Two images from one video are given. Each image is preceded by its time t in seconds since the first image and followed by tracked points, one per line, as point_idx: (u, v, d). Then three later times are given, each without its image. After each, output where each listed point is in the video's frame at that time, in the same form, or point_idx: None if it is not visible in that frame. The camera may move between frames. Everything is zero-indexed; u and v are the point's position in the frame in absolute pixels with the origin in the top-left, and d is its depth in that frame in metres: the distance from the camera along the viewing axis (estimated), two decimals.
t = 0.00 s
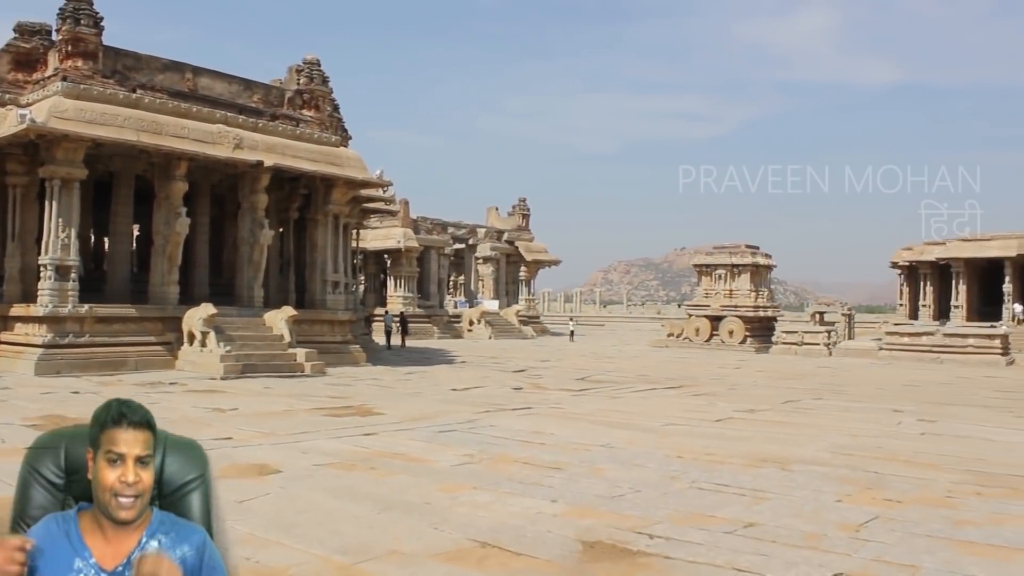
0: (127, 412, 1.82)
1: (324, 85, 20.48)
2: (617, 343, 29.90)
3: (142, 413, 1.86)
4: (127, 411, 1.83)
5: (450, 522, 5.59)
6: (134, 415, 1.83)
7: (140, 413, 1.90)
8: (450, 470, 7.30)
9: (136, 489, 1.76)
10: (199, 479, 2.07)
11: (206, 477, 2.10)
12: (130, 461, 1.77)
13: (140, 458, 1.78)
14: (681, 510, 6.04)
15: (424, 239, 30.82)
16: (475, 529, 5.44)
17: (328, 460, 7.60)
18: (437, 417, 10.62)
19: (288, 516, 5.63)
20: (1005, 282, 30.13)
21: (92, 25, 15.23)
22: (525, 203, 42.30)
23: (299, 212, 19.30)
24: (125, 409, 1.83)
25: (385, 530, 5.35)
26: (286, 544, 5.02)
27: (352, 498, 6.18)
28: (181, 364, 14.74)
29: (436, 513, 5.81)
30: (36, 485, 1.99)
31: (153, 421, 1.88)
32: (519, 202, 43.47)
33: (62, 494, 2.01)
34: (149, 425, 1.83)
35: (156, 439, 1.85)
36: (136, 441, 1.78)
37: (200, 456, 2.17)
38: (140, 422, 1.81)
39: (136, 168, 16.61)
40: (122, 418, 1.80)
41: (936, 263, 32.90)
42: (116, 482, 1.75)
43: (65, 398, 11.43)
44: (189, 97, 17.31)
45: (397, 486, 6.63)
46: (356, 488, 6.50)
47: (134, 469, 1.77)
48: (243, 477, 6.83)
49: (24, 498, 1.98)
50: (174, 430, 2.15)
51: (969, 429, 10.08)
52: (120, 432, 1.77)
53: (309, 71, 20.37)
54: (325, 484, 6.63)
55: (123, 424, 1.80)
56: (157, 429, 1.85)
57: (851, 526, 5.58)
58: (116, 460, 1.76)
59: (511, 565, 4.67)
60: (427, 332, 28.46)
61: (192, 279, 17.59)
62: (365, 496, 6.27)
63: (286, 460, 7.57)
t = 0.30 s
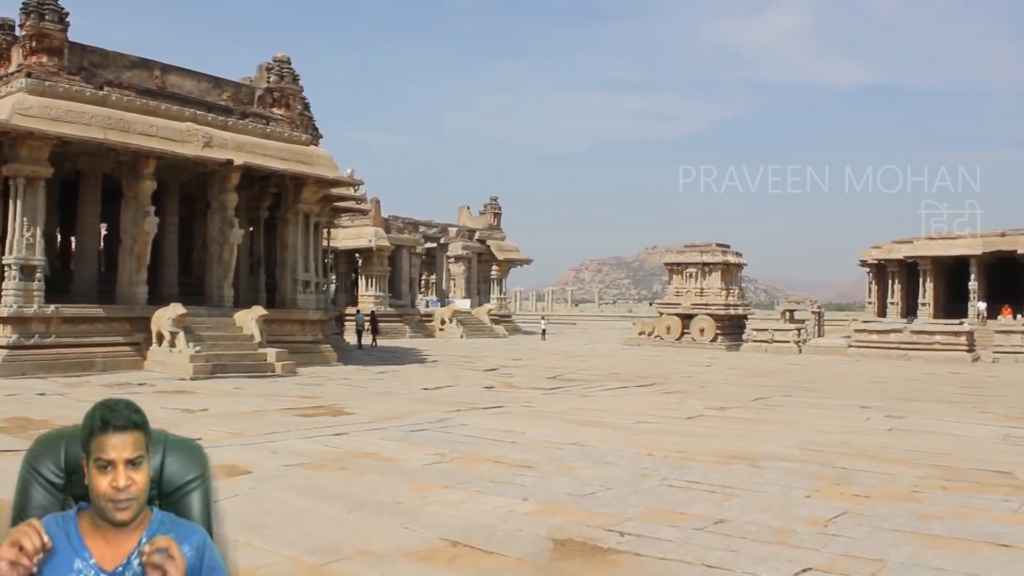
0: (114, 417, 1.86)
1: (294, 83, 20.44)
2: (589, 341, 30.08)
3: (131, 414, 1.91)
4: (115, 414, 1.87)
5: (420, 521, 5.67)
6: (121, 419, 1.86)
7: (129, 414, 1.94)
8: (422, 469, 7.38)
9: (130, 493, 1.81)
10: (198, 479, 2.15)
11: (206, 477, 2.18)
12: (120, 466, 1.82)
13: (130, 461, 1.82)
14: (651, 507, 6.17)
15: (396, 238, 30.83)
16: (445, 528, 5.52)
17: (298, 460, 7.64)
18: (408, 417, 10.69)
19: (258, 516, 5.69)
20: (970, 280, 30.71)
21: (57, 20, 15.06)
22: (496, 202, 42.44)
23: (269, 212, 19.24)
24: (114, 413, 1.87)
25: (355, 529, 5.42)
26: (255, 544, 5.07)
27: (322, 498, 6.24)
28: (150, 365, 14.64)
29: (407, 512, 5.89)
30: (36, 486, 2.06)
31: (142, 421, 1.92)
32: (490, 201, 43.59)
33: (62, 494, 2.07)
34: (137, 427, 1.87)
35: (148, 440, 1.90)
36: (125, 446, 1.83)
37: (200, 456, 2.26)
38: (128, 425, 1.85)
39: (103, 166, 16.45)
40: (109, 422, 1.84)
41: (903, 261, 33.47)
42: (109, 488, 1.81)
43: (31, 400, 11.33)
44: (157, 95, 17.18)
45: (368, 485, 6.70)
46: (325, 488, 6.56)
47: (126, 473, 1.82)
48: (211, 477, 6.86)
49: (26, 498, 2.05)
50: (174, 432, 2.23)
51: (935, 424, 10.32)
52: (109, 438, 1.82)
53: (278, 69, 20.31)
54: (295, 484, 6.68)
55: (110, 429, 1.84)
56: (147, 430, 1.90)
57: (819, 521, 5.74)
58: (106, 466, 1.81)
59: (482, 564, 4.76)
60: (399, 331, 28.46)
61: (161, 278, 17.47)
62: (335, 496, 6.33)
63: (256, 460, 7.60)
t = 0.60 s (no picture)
0: (109, 417, 1.96)
1: (263, 83, 20.40)
2: (563, 339, 30.26)
3: (127, 414, 2.00)
4: (110, 415, 1.96)
5: (395, 521, 5.78)
6: (115, 420, 1.96)
7: (125, 414, 2.04)
8: (396, 469, 7.49)
9: (127, 491, 1.91)
10: (198, 479, 2.26)
11: (206, 477, 2.29)
12: (117, 466, 1.91)
13: (126, 460, 1.92)
14: (627, 503, 6.32)
15: (368, 238, 30.83)
16: (419, 527, 5.64)
17: (271, 462, 7.71)
18: (381, 417, 10.77)
19: (232, 519, 5.76)
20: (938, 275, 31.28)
21: (20, 19, 14.91)
22: (468, 201, 42.57)
23: (240, 212, 19.19)
24: (110, 413, 1.97)
25: (330, 531, 5.51)
26: (230, 547, 5.15)
27: (296, 500, 6.33)
28: (120, 368, 14.58)
29: (381, 513, 5.99)
30: (36, 486, 2.17)
31: (137, 422, 2.01)
32: (462, 200, 43.70)
33: (62, 494, 2.18)
34: (132, 427, 1.97)
35: (143, 440, 2.00)
36: (120, 445, 1.93)
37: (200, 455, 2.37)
38: (122, 426, 1.95)
39: (70, 168, 16.31)
40: (103, 423, 1.94)
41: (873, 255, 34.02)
42: (106, 488, 1.90)
43: None
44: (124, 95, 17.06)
45: (341, 486, 6.79)
46: (299, 490, 6.65)
47: (121, 473, 1.92)
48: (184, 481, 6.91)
49: (27, 498, 2.16)
50: (174, 433, 2.33)
51: (904, 417, 10.59)
52: (104, 438, 1.92)
53: (247, 69, 20.28)
54: (269, 486, 6.75)
55: (105, 429, 1.94)
56: (143, 430, 2.00)
57: (793, 515, 5.93)
58: (102, 466, 1.91)
59: (457, 563, 4.88)
60: (373, 332, 28.44)
61: (131, 280, 17.37)
62: (309, 497, 6.41)
63: (229, 463, 7.65)
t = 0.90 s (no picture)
0: (109, 417, 1.99)
1: (232, 83, 20.35)
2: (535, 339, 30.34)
3: (125, 412, 2.03)
4: (109, 414, 1.99)
5: (366, 523, 5.81)
6: (113, 419, 1.99)
7: (124, 413, 2.07)
8: (367, 470, 7.51)
9: (127, 491, 1.94)
10: (198, 479, 2.30)
11: (206, 477, 2.32)
12: (116, 465, 1.94)
13: (125, 459, 1.95)
14: (597, 503, 6.41)
15: (338, 239, 30.71)
16: (390, 529, 5.67)
17: (240, 465, 7.69)
18: (352, 418, 10.77)
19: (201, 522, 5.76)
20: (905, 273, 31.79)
21: None
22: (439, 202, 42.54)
23: (209, 213, 19.05)
24: (109, 412, 2.00)
25: (300, 533, 5.53)
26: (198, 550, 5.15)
27: (266, 503, 6.32)
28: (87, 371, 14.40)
29: (351, 515, 6.01)
30: (36, 486, 2.19)
31: (136, 421, 2.04)
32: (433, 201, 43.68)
33: (61, 494, 2.21)
34: (131, 426, 2.00)
35: (143, 439, 2.03)
36: (120, 444, 1.96)
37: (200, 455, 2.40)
38: (121, 425, 1.98)
39: (34, 168, 16.07)
40: (102, 423, 1.97)
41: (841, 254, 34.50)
42: (106, 488, 1.93)
43: None
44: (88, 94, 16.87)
45: (311, 488, 6.80)
46: (269, 492, 6.65)
47: (121, 472, 1.94)
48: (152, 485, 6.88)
49: (26, 498, 2.18)
50: (174, 433, 2.37)
51: (872, 414, 10.79)
52: (104, 437, 1.94)
53: (216, 69, 20.34)
54: (239, 489, 6.74)
55: (104, 429, 1.97)
56: (142, 429, 2.03)
57: (762, 512, 6.05)
58: (102, 466, 1.94)
59: (428, 564, 4.93)
60: (343, 333, 28.27)
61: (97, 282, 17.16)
62: (280, 499, 6.42)
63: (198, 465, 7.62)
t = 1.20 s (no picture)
0: (105, 417, 2.12)
1: (200, 84, 20.45)
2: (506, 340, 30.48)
3: (120, 413, 2.16)
4: (105, 415, 2.13)
5: (336, 525, 5.93)
6: (109, 419, 2.12)
7: (121, 413, 2.20)
8: (337, 473, 7.62)
9: (124, 489, 2.07)
10: (197, 479, 2.44)
11: (205, 478, 2.46)
12: (113, 464, 2.07)
13: (121, 458, 2.08)
14: (568, 503, 6.58)
15: (308, 241, 30.64)
16: (360, 531, 5.80)
17: (210, 469, 7.77)
18: (323, 421, 10.85)
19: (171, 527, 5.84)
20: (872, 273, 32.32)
21: None
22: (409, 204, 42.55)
23: (178, 215, 18.98)
24: (105, 413, 2.13)
25: (270, 536, 5.64)
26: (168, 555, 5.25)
27: (237, 506, 6.42)
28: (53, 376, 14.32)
29: (321, 517, 6.14)
30: (36, 485, 2.33)
31: (131, 420, 2.18)
32: (404, 203, 43.67)
33: (61, 494, 2.34)
34: (126, 426, 2.13)
35: (139, 439, 2.16)
36: (116, 443, 2.09)
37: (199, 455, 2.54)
38: (117, 424, 2.11)
39: None
40: (99, 423, 2.10)
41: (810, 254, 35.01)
42: (103, 487, 2.06)
43: None
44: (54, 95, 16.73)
45: (281, 492, 6.90)
46: (240, 496, 6.74)
47: (118, 471, 2.08)
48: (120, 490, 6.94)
49: (28, 498, 2.32)
50: (173, 434, 2.50)
51: (840, 413, 11.07)
52: (101, 437, 2.08)
53: (184, 70, 20.32)
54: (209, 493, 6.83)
55: (101, 429, 2.10)
56: (138, 429, 2.16)
57: (731, 511, 6.26)
58: (99, 465, 2.07)
59: (398, 565, 5.06)
60: (314, 335, 28.13)
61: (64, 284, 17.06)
62: (250, 503, 6.52)
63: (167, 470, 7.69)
